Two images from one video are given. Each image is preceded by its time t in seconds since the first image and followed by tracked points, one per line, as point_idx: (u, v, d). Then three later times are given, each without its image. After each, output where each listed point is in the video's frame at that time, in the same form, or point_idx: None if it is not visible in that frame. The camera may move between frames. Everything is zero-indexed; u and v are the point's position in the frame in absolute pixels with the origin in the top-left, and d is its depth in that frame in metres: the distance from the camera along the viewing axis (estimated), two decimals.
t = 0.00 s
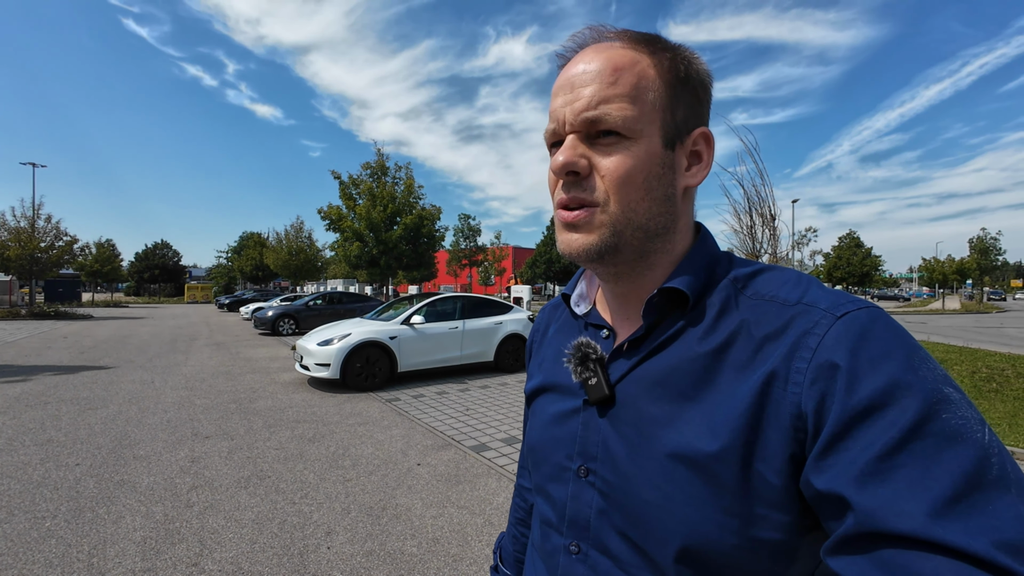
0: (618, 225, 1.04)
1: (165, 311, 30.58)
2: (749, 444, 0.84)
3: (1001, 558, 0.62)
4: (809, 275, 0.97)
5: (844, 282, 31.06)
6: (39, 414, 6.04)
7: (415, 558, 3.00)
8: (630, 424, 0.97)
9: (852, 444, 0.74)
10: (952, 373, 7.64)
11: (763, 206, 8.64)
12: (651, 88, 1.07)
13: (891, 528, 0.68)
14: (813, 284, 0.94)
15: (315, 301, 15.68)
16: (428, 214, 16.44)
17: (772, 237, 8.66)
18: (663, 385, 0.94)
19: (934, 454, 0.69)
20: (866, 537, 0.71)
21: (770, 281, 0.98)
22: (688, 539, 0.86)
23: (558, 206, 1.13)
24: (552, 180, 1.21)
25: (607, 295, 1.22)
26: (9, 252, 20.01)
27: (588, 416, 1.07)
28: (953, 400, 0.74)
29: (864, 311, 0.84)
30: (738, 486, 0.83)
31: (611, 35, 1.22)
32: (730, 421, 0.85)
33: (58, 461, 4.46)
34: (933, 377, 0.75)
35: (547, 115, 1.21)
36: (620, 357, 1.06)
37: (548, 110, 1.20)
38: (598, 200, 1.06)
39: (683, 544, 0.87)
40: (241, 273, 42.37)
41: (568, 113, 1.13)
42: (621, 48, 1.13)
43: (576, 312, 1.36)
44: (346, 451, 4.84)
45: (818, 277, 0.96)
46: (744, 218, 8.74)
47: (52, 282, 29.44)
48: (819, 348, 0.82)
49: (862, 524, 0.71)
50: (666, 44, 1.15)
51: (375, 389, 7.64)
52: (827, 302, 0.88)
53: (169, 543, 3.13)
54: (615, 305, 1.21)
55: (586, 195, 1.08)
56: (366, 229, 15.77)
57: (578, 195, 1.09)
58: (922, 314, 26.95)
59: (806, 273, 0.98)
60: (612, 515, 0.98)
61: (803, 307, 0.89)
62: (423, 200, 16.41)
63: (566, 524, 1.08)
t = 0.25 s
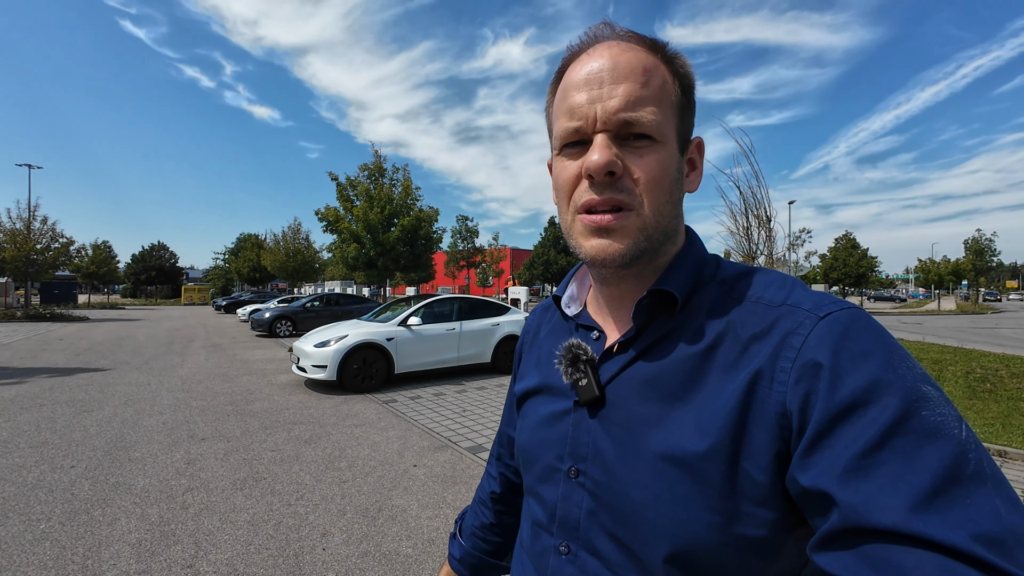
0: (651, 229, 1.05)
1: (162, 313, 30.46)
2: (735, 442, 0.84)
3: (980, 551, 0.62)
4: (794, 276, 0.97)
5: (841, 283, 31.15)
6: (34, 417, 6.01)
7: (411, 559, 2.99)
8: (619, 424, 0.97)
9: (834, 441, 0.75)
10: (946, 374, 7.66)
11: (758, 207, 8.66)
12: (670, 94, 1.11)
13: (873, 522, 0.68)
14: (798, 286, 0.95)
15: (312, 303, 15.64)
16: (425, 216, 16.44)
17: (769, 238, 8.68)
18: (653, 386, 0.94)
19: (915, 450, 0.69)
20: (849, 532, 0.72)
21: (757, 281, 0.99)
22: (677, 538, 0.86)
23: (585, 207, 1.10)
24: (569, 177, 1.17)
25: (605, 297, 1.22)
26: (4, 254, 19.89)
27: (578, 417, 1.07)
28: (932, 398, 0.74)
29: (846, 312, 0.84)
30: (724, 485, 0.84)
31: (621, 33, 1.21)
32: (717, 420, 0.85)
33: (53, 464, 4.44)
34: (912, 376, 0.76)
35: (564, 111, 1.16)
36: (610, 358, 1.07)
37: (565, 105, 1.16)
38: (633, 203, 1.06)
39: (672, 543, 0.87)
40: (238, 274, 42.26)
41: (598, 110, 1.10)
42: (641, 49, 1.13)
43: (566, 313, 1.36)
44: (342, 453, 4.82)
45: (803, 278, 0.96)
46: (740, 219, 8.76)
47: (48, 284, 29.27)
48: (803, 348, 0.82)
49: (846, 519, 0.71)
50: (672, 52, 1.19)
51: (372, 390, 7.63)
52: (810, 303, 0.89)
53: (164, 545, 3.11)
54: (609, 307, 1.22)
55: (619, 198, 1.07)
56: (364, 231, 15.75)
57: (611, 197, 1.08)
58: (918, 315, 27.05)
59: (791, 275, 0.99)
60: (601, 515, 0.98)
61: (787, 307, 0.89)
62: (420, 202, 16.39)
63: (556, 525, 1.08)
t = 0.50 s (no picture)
0: (659, 239, 1.06)
1: (159, 314, 30.41)
2: (729, 452, 0.84)
3: (971, 562, 0.62)
4: (787, 286, 0.98)
5: (838, 285, 31.21)
6: (30, 419, 5.99)
7: (406, 561, 2.99)
8: (613, 433, 0.97)
9: (828, 452, 0.75)
10: (943, 376, 7.67)
11: (756, 209, 8.67)
12: (673, 105, 1.13)
13: (866, 533, 0.68)
14: (791, 295, 0.95)
15: (310, 304, 15.63)
16: (423, 217, 16.43)
17: (766, 240, 8.69)
18: (649, 395, 0.94)
19: (906, 461, 0.70)
20: (841, 543, 0.72)
21: (751, 291, 1.00)
22: (671, 548, 0.86)
23: (594, 216, 1.09)
24: (573, 185, 1.16)
25: (602, 304, 1.22)
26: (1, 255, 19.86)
27: (572, 426, 1.07)
28: (924, 409, 0.75)
29: (840, 323, 0.85)
30: (719, 495, 0.84)
31: (622, 40, 1.21)
32: (712, 430, 0.85)
33: (48, 466, 4.43)
34: (905, 387, 0.77)
35: (570, 117, 1.15)
36: (605, 367, 1.06)
37: (571, 111, 1.14)
38: (643, 213, 1.06)
39: (666, 554, 0.86)
40: (236, 275, 42.22)
41: (607, 118, 1.09)
42: (646, 58, 1.13)
43: (559, 320, 1.36)
44: (338, 455, 4.82)
45: (796, 288, 0.97)
46: (737, 221, 8.77)
47: (45, 285, 29.22)
48: (797, 358, 0.82)
49: (838, 530, 0.71)
50: (670, 61, 1.20)
51: (369, 392, 7.62)
52: (804, 313, 0.89)
53: (159, 548, 3.11)
54: (604, 314, 1.22)
55: (628, 207, 1.07)
56: (362, 232, 15.75)
57: (620, 206, 1.08)
58: (915, 316, 27.11)
59: (784, 284, 1.00)
60: (594, 525, 0.98)
61: (781, 317, 0.89)
62: (418, 203, 16.39)
63: (548, 535, 1.07)
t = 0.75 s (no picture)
0: (662, 243, 1.07)
1: (157, 314, 30.32)
2: (727, 454, 0.84)
3: (968, 562, 0.63)
4: (784, 288, 0.98)
5: (837, 285, 31.24)
6: (28, 419, 5.98)
7: (404, 562, 2.99)
8: (611, 436, 0.97)
9: (825, 452, 0.75)
10: (941, 376, 7.68)
11: (754, 209, 8.67)
12: (675, 109, 1.13)
13: (862, 533, 0.69)
14: (788, 297, 0.96)
15: (309, 304, 15.62)
16: (422, 217, 16.43)
17: (765, 240, 8.69)
18: (647, 397, 0.94)
19: (903, 461, 0.70)
20: (838, 543, 0.72)
21: (747, 291, 1.00)
22: (669, 550, 0.86)
23: (596, 220, 1.09)
24: (575, 189, 1.15)
25: (600, 307, 1.21)
26: None
27: (570, 428, 1.07)
28: (921, 409, 0.75)
29: (836, 323, 0.85)
30: (716, 497, 0.84)
31: (624, 43, 1.21)
32: (710, 431, 0.85)
33: (46, 466, 4.42)
34: (901, 386, 0.77)
35: (573, 120, 1.14)
36: (603, 369, 1.06)
37: (573, 114, 1.14)
38: (645, 218, 1.06)
39: (664, 556, 0.86)
40: (235, 275, 42.20)
41: (610, 122, 1.09)
42: (648, 61, 1.13)
43: (557, 323, 1.35)
44: (337, 455, 4.81)
45: (793, 289, 0.97)
46: (736, 221, 8.77)
47: (43, 285, 29.17)
48: (795, 359, 0.82)
49: (835, 531, 0.71)
50: (671, 64, 1.20)
51: (368, 392, 7.61)
52: (801, 314, 0.89)
53: (157, 548, 3.10)
54: (603, 316, 1.22)
55: (631, 212, 1.07)
56: (360, 232, 15.74)
57: (623, 211, 1.07)
58: (913, 317, 27.16)
59: (781, 286, 1.00)
60: (592, 528, 0.97)
61: (778, 318, 0.89)
62: (417, 203, 16.39)
63: (546, 538, 1.07)
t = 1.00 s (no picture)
0: (664, 244, 1.07)
1: (156, 313, 30.30)
2: (733, 456, 0.84)
3: (976, 563, 0.63)
4: (788, 287, 0.98)
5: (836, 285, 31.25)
6: (26, 418, 5.97)
7: (403, 561, 2.99)
8: (616, 437, 0.97)
9: (832, 453, 0.75)
10: (940, 376, 7.68)
11: (754, 209, 8.67)
12: (676, 110, 1.13)
13: (870, 535, 0.69)
14: (793, 297, 0.96)
15: (308, 304, 15.61)
16: (422, 216, 16.41)
17: (764, 240, 8.69)
18: (652, 399, 0.94)
19: (910, 461, 0.70)
20: (847, 544, 0.72)
21: (753, 291, 1.00)
22: (676, 552, 0.86)
23: (598, 223, 1.10)
24: (577, 191, 1.15)
25: (603, 308, 1.22)
26: None
27: (575, 430, 1.07)
28: (927, 409, 0.75)
29: (841, 323, 0.85)
30: (723, 499, 0.84)
31: (625, 43, 1.20)
32: (716, 433, 0.85)
33: (45, 465, 4.41)
34: (908, 387, 0.77)
35: (574, 122, 1.14)
36: (607, 370, 1.06)
37: (575, 116, 1.14)
38: (647, 220, 1.07)
39: (670, 558, 0.87)
40: (234, 274, 42.17)
41: (612, 124, 1.09)
42: (649, 61, 1.13)
43: (560, 324, 1.35)
44: (336, 455, 4.81)
45: (798, 289, 0.97)
46: (735, 221, 8.77)
47: (41, 284, 29.12)
48: (800, 359, 0.82)
49: (842, 532, 0.71)
50: (673, 63, 1.20)
51: (367, 392, 7.61)
52: (806, 314, 0.90)
53: (157, 547, 3.10)
54: (606, 317, 1.22)
55: (633, 215, 1.07)
56: (360, 231, 15.73)
57: (625, 213, 1.08)
58: (911, 317, 27.19)
59: (786, 286, 1.00)
60: (598, 530, 0.97)
61: (783, 319, 0.89)
62: (416, 203, 16.38)
63: (551, 541, 1.07)
